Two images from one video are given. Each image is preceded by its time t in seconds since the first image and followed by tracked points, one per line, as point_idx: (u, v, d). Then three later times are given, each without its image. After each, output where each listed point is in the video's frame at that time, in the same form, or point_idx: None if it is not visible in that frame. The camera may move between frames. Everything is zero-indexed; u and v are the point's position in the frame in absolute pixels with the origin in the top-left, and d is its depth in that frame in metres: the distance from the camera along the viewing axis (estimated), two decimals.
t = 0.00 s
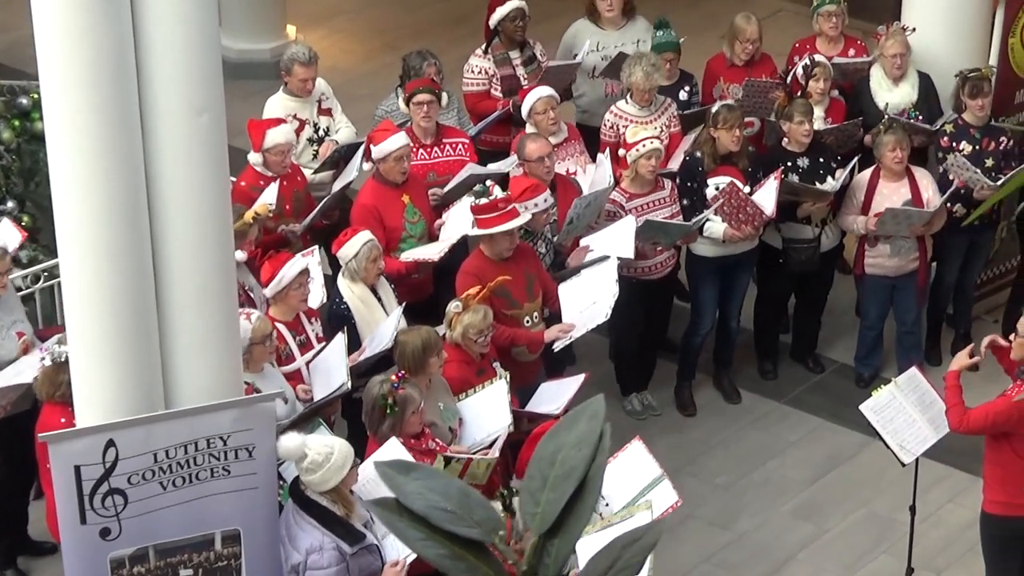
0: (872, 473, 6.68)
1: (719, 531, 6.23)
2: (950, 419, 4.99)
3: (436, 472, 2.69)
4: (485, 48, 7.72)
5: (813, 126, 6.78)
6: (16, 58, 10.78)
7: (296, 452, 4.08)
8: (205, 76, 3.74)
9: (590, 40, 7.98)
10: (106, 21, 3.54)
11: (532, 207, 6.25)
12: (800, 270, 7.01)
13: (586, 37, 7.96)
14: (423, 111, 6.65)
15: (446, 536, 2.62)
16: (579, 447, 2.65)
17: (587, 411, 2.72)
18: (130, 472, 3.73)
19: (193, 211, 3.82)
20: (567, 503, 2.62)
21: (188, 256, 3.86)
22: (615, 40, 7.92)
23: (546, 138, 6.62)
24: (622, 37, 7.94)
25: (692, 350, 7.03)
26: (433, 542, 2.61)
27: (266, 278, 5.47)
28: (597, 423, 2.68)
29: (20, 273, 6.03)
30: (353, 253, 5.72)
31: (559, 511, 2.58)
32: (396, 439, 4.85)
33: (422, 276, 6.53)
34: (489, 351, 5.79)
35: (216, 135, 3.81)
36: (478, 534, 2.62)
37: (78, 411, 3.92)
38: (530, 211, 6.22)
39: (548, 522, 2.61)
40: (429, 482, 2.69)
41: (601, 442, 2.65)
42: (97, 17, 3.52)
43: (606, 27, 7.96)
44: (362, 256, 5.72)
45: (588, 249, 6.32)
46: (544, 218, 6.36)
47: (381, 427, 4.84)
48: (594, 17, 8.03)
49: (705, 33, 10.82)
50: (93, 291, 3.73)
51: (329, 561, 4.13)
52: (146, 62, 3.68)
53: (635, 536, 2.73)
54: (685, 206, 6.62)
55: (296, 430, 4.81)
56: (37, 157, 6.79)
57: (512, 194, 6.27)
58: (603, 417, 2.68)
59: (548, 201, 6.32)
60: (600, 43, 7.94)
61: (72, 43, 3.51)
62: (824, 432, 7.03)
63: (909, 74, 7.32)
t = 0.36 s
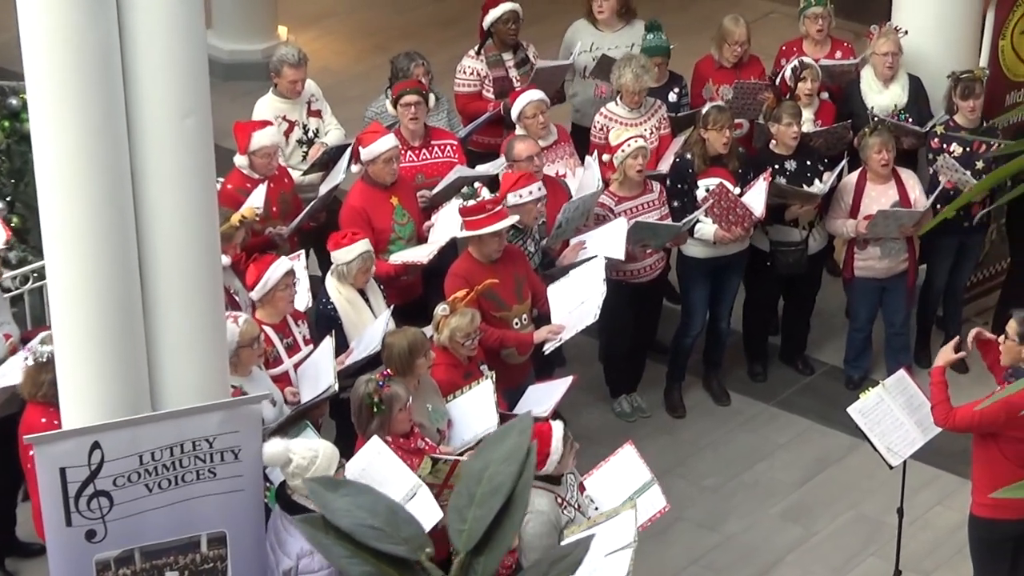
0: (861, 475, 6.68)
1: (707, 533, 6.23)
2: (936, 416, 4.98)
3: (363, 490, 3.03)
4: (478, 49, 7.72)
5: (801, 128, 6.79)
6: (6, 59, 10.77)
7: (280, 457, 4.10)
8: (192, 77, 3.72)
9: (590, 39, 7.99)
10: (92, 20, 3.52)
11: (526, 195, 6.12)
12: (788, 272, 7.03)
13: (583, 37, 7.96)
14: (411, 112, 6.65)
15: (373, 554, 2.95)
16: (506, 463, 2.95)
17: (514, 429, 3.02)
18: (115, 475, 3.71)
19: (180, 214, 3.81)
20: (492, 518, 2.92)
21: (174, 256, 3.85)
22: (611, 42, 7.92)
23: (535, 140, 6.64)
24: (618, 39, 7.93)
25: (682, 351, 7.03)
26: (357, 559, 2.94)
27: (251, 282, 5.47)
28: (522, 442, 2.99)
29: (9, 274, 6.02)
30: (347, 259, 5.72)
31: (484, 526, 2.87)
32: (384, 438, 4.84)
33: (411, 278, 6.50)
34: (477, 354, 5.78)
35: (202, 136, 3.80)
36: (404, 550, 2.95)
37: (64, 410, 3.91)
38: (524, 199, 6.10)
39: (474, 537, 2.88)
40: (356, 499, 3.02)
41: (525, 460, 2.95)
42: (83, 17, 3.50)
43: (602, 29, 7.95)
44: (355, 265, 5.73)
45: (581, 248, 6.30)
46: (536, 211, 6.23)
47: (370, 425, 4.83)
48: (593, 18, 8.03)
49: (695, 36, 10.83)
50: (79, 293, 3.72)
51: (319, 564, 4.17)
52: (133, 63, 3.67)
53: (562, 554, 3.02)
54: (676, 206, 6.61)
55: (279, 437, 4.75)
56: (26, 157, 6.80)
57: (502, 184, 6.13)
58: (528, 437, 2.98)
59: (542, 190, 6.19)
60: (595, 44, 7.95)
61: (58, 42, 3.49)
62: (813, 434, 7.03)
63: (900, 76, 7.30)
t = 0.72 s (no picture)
0: (844, 479, 6.67)
1: (690, 536, 6.21)
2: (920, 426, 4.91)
3: (274, 513, 2.71)
4: (467, 51, 7.72)
5: (785, 133, 6.77)
6: None
7: (260, 461, 4.05)
8: (174, 76, 3.56)
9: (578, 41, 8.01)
10: (72, 16, 3.35)
11: (514, 199, 6.12)
12: (771, 277, 7.04)
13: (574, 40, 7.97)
14: (398, 116, 6.63)
15: None
16: (421, 488, 2.55)
17: (432, 450, 2.62)
18: (94, 477, 3.63)
19: (159, 218, 3.66)
20: (406, 546, 2.54)
21: (153, 261, 3.70)
22: (600, 45, 7.93)
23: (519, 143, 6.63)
24: (607, 42, 7.94)
25: (666, 354, 7.02)
26: None
27: (234, 283, 5.45)
28: (440, 465, 2.58)
29: None
30: (333, 260, 5.70)
31: (396, 554, 2.49)
32: (366, 437, 4.81)
33: (395, 280, 6.48)
34: (459, 357, 5.78)
35: (184, 136, 3.64)
36: None
37: (42, 414, 3.78)
38: (511, 202, 6.10)
39: (387, 565, 2.51)
40: (268, 522, 2.71)
41: (442, 485, 2.55)
42: (62, 13, 3.34)
43: (594, 31, 7.96)
44: (341, 266, 5.71)
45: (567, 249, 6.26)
46: (521, 215, 6.22)
47: (352, 426, 4.82)
48: (582, 21, 8.05)
49: (681, 39, 10.85)
50: (57, 299, 3.58)
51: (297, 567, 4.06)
52: (112, 60, 3.50)
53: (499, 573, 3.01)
54: (659, 209, 6.59)
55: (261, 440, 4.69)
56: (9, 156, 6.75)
57: (491, 186, 6.11)
58: (446, 459, 2.58)
59: (530, 194, 6.19)
60: (585, 47, 7.96)
61: (36, 39, 3.33)
62: (797, 437, 7.02)
63: (885, 80, 7.21)
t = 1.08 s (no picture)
0: (839, 475, 6.66)
1: (685, 533, 6.20)
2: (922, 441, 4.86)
3: (234, 521, 2.97)
4: (465, 47, 7.70)
5: (778, 129, 6.75)
6: None
7: (249, 456, 4.00)
8: (165, 73, 3.55)
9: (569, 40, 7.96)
10: (62, 15, 3.34)
11: (503, 198, 6.10)
12: (765, 273, 7.02)
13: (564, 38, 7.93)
14: (392, 112, 6.63)
15: None
16: (382, 496, 2.83)
17: (392, 459, 2.90)
18: (86, 474, 3.62)
19: (152, 217, 3.65)
20: (367, 552, 2.80)
21: (146, 259, 3.69)
22: (593, 42, 7.90)
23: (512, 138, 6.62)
24: (601, 39, 7.92)
25: (660, 350, 7.01)
26: None
27: (233, 278, 5.42)
28: (400, 472, 2.86)
29: None
30: (329, 252, 5.68)
31: (356, 561, 2.75)
32: (358, 434, 4.80)
33: (387, 276, 6.51)
34: (452, 353, 5.76)
35: (176, 133, 3.63)
36: None
37: (35, 412, 3.77)
38: (500, 202, 6.08)
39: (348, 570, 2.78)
40: (229, 530, 2.97)
41: (401, 491, 2.83)
42: (52, 11, 3.32)
43: (587, 28, 7.92)
44: (337, 259, 5.68)
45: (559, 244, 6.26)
46: (512, 212, 6.21)
47: (344, 422, 4.81)
48: (574, 18, 7.99)
49: (677, 34, 10.82)
50: (50, 297, 3.57)
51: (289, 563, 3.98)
52: (104, 58, 3.49)
53: None
54: (653, 205, 6.63)
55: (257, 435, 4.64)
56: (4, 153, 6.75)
57: (482, 184, 6.11)
58: (405, 466, 2.85)
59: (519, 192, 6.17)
60: (578, 44, 7.93)
61: (27, 38, 3.31)
62: (792, 433, 7.01)
63: (881, 76, 7.15)
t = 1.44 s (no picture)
0: (842, 472, 6.65)
1: (688, 529, 6.20)
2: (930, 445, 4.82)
3: (227, 525, 2.97)
4: (470, 44, 7.68)
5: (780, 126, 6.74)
6: None
7: (255, 450, 3.96)
8: (167, 70, 3.54)
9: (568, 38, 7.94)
10: (64, 11, 3.33)
11: (499, 201, 6.10)
12: (769, 270, 7.00)
13: (563, 36, 7.91)
14: (393, 108, 6.61)
15: None
16: (376, 499, 2.82)
17: (387, 462, 2.89)
18: (89, 471, 3.61)
19: (154, 214, 3.64)
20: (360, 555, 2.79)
21: (149, 256, 3.69)
22: (592, 37, 7.88)
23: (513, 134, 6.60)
24: (599, 34, 7.90)
25: (663, 347, 7.00)
26: None
27: (241, 272, 5.42)
28: (393, 475, 2.85)
29: None
30: (334, 245, 5.71)
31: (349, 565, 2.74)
32: (361, 433, 4.80)
33: (391, 272, 6.47)
34: (456, 350, 5.74)
35: (178, 130, 3.62)
36: None
37: (38, 408, 3.76)
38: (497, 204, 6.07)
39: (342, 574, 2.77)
40: (222, 534, 2.97)
41: (395, 494, 2.82)
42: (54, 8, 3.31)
43: (583, 24, 7.90)
44: (342, 250, 5.69)
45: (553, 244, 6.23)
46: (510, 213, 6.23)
47: (345, 421, 4.79)
48: (570, 16, 7.98)
49: (680, 30, 10.81)
50: (52, 292, 3.56)
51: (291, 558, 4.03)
52: (106, 54, 3.48)
53: None
54: (655, 201, 6.62)
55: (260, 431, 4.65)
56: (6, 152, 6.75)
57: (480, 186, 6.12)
58: (399, 470, 2.84)
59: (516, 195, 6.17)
60: (577, 41, 7.91)
61: (28, 34, 3.30)
62: (795, 430, 7.00)
63: (885, 72, 7.14)
